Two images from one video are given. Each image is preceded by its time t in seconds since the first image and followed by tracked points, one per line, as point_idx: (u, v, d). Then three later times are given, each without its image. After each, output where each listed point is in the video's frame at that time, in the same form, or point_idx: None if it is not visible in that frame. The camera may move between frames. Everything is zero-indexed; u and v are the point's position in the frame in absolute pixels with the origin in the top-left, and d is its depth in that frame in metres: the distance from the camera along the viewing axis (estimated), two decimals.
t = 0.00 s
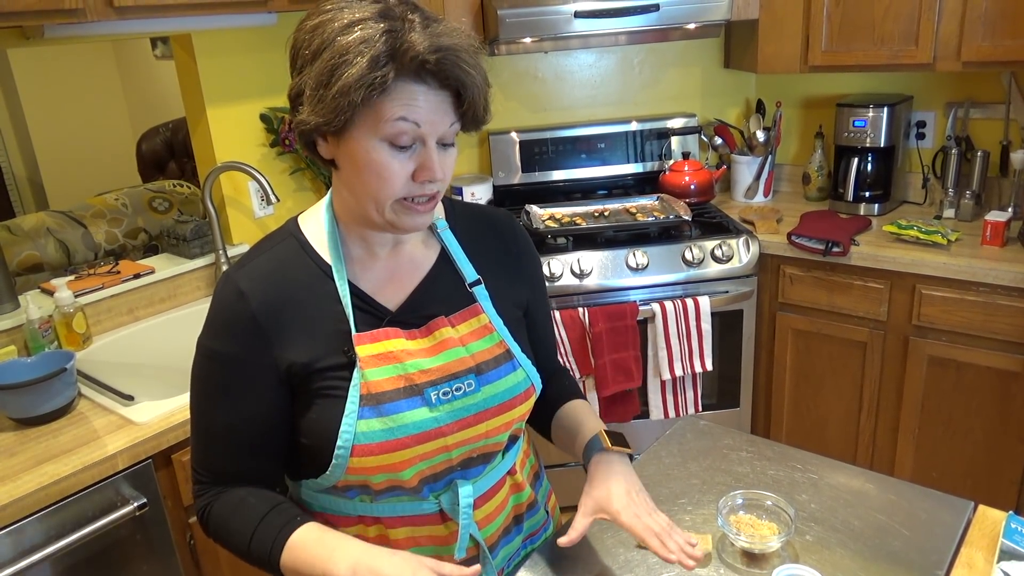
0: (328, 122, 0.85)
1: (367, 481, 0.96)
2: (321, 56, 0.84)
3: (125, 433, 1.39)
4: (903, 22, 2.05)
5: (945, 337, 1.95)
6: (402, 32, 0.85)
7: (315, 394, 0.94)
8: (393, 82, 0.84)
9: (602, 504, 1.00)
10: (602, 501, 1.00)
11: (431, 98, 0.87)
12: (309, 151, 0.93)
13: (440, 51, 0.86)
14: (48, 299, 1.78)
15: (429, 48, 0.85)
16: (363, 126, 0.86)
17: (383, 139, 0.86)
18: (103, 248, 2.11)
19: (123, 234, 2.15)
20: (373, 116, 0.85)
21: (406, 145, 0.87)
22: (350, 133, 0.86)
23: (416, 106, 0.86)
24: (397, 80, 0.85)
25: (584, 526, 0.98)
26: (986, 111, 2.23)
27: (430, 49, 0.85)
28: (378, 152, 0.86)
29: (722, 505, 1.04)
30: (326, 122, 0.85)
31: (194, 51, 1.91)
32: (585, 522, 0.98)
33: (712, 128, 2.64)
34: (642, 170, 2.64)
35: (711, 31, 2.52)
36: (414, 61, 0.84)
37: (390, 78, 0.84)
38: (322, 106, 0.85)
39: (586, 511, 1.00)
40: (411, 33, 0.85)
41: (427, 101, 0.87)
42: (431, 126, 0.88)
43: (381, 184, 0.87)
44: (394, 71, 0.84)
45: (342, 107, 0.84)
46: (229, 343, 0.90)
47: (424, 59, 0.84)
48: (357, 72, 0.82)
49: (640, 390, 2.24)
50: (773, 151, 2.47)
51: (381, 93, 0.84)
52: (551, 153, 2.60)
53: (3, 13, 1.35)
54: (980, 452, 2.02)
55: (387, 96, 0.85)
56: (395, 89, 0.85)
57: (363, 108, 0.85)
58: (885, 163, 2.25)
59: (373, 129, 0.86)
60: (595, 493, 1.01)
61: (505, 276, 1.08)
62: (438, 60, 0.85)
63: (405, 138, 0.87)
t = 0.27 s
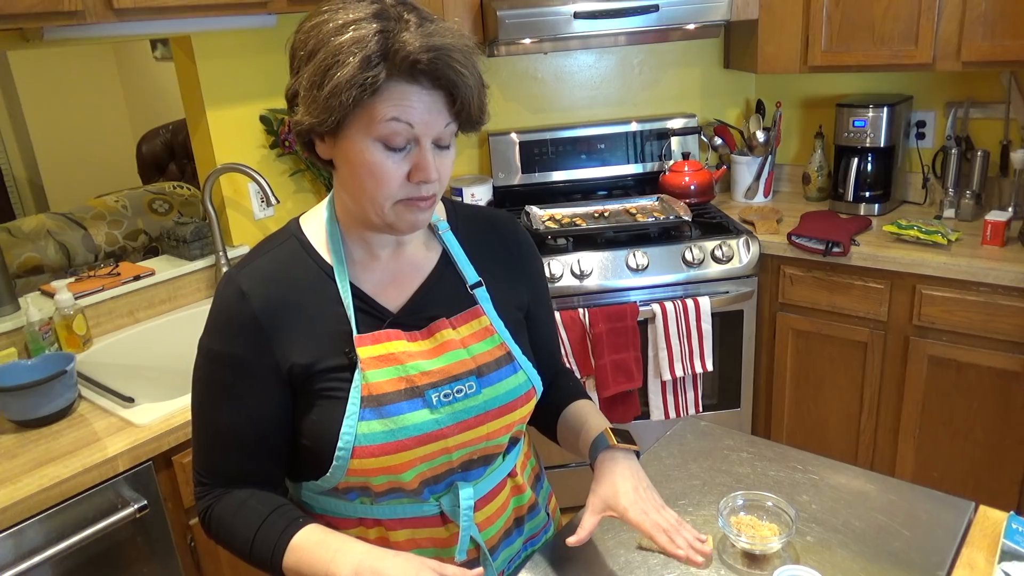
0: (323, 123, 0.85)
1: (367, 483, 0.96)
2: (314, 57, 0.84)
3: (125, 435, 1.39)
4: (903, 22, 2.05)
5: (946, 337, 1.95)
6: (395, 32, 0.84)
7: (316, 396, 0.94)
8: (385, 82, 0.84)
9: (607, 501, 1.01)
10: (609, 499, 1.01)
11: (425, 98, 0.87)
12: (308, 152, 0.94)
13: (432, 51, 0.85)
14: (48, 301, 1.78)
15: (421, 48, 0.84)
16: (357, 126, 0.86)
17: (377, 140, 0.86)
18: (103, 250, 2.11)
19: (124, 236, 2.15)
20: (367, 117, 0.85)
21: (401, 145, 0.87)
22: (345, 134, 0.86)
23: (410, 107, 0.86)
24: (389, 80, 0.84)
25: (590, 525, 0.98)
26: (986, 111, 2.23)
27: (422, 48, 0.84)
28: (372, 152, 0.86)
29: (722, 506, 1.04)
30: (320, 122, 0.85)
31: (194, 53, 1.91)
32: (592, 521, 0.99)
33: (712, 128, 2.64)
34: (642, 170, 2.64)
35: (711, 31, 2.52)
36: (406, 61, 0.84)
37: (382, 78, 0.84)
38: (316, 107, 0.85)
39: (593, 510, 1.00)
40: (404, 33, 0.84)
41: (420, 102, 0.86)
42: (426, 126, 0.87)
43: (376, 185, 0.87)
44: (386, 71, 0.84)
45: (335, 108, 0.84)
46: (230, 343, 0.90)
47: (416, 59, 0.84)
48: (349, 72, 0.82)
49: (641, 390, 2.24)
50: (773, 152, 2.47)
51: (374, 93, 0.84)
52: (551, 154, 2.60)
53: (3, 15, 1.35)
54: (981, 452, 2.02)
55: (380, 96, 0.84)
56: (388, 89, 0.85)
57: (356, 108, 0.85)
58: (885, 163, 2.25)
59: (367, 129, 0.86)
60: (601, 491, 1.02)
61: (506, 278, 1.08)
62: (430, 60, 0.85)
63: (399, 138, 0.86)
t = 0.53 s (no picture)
0: (322, 125, 0.85)
1: (369, 483, 0.96)
2: (310, 60, 0.84)
3: (125, 435, 1.39)
4: (904, 21, 2.05)
5: (947, 337, 1.95)
6: (388, 29, 0.84)
7: (318, 395, 0.94)
8: (382, 80, 0.84)
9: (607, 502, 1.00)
10: (609, 499, 1.00)
11: (422, 94, 0.86)
12: (309, 155, 0.94)
13: (428, 46, 0.85)
14: (48, 301, 1.78)
15: (416, 44, 0.84)
16: (356, 127, 0.86)
17: (377, 139, 0.86)
18: (103, 250, 2.11)
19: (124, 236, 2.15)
20: (366, 116, 0.85)
21: (401, 143, 0.87)
22: (344, 134, 0.86)
23: (408, 103, 0.85)
24: (386, 78, 0.84)
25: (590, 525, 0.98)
26: (987, 111, 2.23)
27: (417, 44, 0.84)
28: (373, 152, 0.86)
29: (723, 506, 1.04)
30: (319, 125, 0.85)
31: (194, 53, 1.91)
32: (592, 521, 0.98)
33: (712, 128, 2.64)
34: (643, 170, 2.64)
35: (711, 31, 2.51)
36: (401, 57, 0.83)
37: (379, 76, 0.83)
38: (314, 109, 0.85)
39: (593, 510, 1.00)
40: (398, 30, 0.84)
41: (418, 98, 0.86)
42: (424, 122, 0.87)
43: (377, 185, 0.87)
44: (382, 69, 0.84)
45: (333, 109, 0.84)
46: (232, 343, 0.90)
47: (412, 55, 0.84)
48: (344, 73, 0.82)
49: (642, 390, 2.24)
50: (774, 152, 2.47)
51: (371, 92, 0.84)
52: (551, 154, 2.60)
53: (4, 15, 1.35)
54: (983, 452, 2.02)
55: (377, 95, 0.84)
56: (385, 87, 0.84)
57: (354, 109, 0.85)
58: (887, 163, 2.25)
59: (367, 129, 0.85)
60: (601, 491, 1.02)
61: (508, 278, 1.08)
62: (426, 55, 0.85)
63: (399, 136, 0.86)
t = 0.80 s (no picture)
0: (318, 118, 0.86)
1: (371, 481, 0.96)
2: (296, 56, 0.85)
3: (125, 435, 1.39)
4: (905, 21, 2.04)
5: (948, 336, 1.95)
6: (367, 11, 0.85)
7: (320, 392, 0.94)
8: (368, 62, 0.85)
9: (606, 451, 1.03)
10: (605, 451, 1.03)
11: (410, 71, 0.87)
12: (312, 160, 0.94)
13: (408, 22, 0.86)
14: (48, 300, 1.78)
15: (396, 20, 0.85)
16: (351, 115, 0.86)
17: (373, 124, 0.86)
18: (103, 249, 2.11)
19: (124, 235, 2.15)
20: (359, 103, 0.85)
21: (397, 125, 0.87)
22: (341, 125, 0.87)
23: (397, 82, 0.86)
24: (372, 59, 0.85)
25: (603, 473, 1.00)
26: (988, 111, 2.23)
27: (397, 19, 0.85)
28: (371, 137, 0.86)
29: (724, 506, 1.04)
30: (315, 118, 0.86)
31: (195, 52, 1.91)
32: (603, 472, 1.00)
33: (713, 127, 2.64)
34: (644, 170, 2.64)
35: (712, 31, 2.51)
36: (383, 34, 0.84)
37: (364, 58, 0.84)
38: (307, 103, 0.85)
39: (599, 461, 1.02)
40: (376, 10, 0.85)
41: (407, 75, 0.87)
42: (416, 101, 0.87)
43: (380, 171, 0.87)
44: (367, 51, 0.84)
45: (326, 99, 0.84)
46: (233, 338, 0.90)
47: (393, 30, 0.85)
48: (330, 60, 0.83)
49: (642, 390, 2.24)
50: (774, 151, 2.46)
51: (359, 76, 0.85)
52: (552, 153, 2.59)
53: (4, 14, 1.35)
54: (984, 452, 2.01)
55: (365, 79, 0.85)
56: (372, 69, 0.85)
57: (346, 96, 0.85)
58: (887, 163, 2.25)
59: (362, 117, 0.86)
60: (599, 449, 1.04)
61: (512, 276, 1.08)
62: (407, 30, 0.86)
63: (394, 119, 0.86)
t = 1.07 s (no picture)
0: (297, 120, 0.91)
1: (372, 478, 0.95)
2: (276, 63, 0.91)
3: (126, 435, 1.39)
4: (905, 23, 2.05)
5: (947, 338, 1.95)
6: (334, 11, 0.87)
7: (324, 387, 0.94)
8: (333, 61, 0.87)
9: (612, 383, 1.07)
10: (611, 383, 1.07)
11: (377, 66, 0.87)
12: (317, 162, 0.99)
13: (371, 16, 0.86)
14: (49, 300, 1.78)
15: (358, 15, 0.86)
16: (326, 115, 0.89)
17: (344, 123, 0.88)
18: (103, 249, 2.11)
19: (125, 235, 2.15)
20: (330, 103, 0.88)
21: (369, 122, 0.88)
22: (321, 126, 0.90)
23: (363, 78, 0.86)
24: (336, 58, 0.87)
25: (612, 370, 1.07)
26: (988, 112, 2.23)
27: (359, 14, 0.86)
28: (342, 135, 0.88)
29: (723, 507, 1.04)
30: (295, 121, 0.91)
31: (195, 52, 1.91)
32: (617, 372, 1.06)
33: (713, 128, 2.64)
34: (644, 171, 2.64)
35: (712, 32, 2.51)
36: (344, 31, 0.85)
37: (327, 57, 0.86)
38: (286, 107, 0.91)
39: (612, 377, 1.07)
40: (342, 8, 0.87)
41: (373, 70, 0.87)
42: (385, 96, 0.87)
43: (353, 167, 0.88)
44: (331, 50, 0.86)
45: (298, 102, 0.89)
46: (238, 329, 0.90)
47: (354, 26, 0.85)
48: (297, 63, 0.87)
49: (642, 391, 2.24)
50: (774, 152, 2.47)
51: (326, 77, 0.87)
52: (552, 154, 2.60)
53: (5, 14, 1.35)
54: (983, 453, 2.01)
55: (333, 78, 0.87)
56: (337, 68, 0.87)
57: (317, 98, 0.89)
58: (887, 164, 2.25)
59: (333, 116, 0.88)
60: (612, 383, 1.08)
61: (515, 278, 1.08)
62: (368, 24, 0.86)
63: (362, 116, 0.87)
